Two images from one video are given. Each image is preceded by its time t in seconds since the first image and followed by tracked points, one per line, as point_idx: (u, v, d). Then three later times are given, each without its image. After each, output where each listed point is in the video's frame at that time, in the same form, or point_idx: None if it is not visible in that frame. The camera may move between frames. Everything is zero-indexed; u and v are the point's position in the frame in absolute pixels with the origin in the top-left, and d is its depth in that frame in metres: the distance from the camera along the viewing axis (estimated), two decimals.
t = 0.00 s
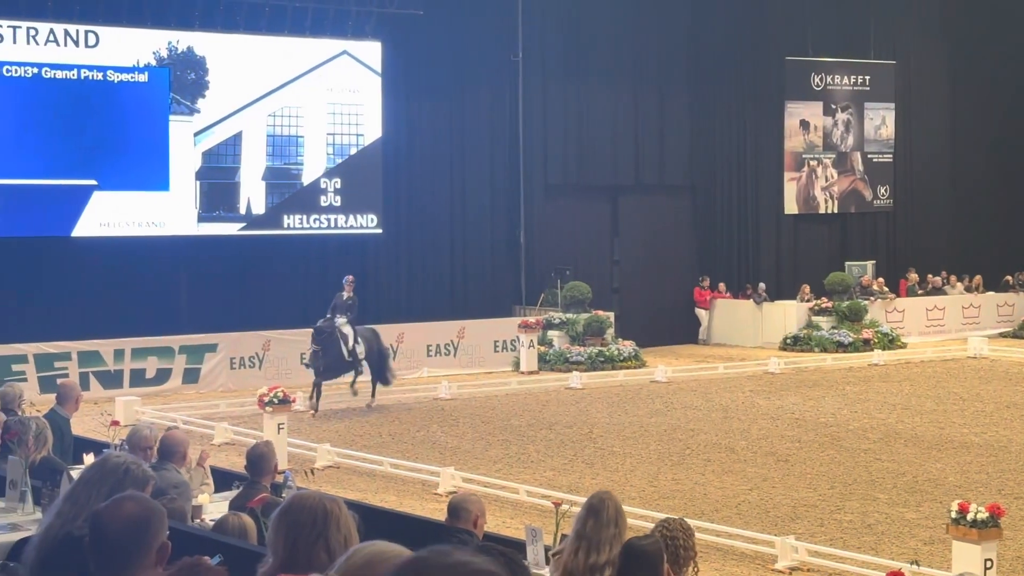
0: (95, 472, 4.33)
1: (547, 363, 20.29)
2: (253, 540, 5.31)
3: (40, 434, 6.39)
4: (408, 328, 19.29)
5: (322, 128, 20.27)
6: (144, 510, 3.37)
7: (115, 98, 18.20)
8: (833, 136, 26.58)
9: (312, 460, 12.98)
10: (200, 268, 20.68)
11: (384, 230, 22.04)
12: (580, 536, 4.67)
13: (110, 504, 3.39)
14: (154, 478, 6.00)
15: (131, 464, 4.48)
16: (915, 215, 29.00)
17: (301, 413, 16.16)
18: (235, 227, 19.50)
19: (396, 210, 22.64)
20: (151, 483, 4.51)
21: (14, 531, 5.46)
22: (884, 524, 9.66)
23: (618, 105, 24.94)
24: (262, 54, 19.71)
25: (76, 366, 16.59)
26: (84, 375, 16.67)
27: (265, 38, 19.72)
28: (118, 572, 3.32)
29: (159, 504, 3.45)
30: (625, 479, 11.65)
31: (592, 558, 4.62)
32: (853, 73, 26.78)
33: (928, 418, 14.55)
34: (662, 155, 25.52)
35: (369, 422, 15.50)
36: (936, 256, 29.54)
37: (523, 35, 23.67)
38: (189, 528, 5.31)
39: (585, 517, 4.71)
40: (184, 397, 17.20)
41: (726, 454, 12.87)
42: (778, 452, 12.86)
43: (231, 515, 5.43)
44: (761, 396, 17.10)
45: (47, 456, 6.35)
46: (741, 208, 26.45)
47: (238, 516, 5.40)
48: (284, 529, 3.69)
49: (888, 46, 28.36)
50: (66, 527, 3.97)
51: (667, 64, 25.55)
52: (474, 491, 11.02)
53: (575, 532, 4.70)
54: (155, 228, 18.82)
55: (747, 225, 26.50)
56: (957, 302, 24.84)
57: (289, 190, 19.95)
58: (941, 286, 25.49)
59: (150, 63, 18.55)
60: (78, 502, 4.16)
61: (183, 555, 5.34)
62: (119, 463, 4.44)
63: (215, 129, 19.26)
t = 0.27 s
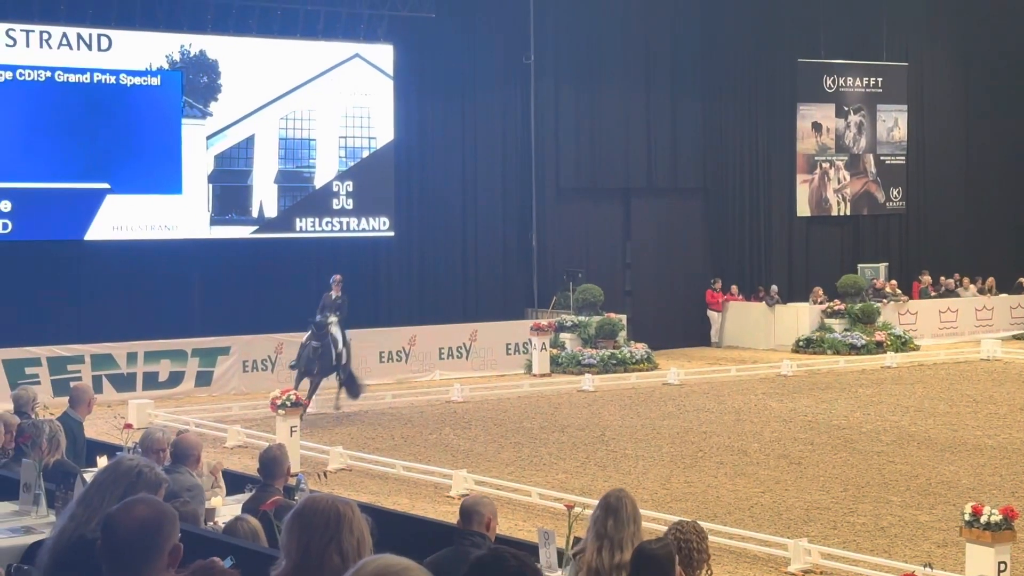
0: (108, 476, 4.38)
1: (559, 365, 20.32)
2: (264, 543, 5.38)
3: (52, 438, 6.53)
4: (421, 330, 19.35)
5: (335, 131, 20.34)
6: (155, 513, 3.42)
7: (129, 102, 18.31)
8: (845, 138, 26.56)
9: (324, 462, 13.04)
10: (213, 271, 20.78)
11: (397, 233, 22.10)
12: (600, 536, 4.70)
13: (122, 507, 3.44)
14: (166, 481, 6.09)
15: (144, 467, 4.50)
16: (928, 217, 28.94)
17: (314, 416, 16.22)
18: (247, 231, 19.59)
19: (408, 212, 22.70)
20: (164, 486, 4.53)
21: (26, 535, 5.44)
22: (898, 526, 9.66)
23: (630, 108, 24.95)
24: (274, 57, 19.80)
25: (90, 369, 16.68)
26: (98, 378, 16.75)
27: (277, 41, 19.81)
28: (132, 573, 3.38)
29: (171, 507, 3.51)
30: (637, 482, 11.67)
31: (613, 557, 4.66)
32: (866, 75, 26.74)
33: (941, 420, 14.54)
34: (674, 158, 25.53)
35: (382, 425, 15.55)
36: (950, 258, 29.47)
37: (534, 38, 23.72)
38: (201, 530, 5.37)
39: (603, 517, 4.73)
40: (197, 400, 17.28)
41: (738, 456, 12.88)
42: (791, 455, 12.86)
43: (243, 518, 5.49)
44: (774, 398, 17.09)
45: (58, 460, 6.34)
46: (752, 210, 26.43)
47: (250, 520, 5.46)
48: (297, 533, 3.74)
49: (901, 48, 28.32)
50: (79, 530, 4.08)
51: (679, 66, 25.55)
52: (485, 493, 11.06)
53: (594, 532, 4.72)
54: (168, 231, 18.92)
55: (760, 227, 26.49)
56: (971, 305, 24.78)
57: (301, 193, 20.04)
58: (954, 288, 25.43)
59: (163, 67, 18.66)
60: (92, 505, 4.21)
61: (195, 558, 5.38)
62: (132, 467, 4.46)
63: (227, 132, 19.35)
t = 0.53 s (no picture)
0: (110, 480, 4.38)
1: (562, 368, 20.32)
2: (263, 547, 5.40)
3: (55, 441, 6.57)
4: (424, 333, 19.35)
5: (338, 134, 20.36)
6: (156, 517, 3.42)
7: (132, 105, 18.34)
8: (848, 141, 26.53)
9: (328, 465, 13.05)
10: (216, 274, 20.79)
11: (399, 236, 22.11)
12: (609, 537, 4.70)
13: (124, 511, 3.45)
14: (169, 485, 6.11)
15: (146, 471, 4.51)
16: (932, 219, 28.92)
17: (317, 419, 16.23)
18: (250, 233, 19.60)
19: (411, 215, 22.71)
20: (165, 491, 4.51)
21: (29, 538, 5.44)
22: (901, 528, 9.65)
23: (632, 111, 24.96)
24: (277, 61, 19.84)
25: (93, 372, 16.69)
26: (101, 381, 16.77)
27: (280, 44, 19.84)
28: None
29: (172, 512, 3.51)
30: (640, 484, 11.66)
31: (622, 558, 4.66)
32: (868, 77, 26.74)
33: (945, 422, 14.53)
34: (677, 160, 25.52)
35: (385, 428, 15.56)
36: (953, 260, 29.45)
37: (537, 40, 23.73)
38: (203, 532, 5.38)
39: (612, 519, 4.74)
40: (200, 403, 17.29)
41: (742, 459, 12.87)
42: (794, 457, 12.85)
43: (244, 522, 5.50)
44: (777, 401, 17.08)
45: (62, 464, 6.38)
46: (755, 212, 26.42)
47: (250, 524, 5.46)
48: (301, 536, 3.74)
49: (903, 50, 28.32)
50: (81, 534, 4.11)
51: (681, 69, 25.55)
52: (488, 496, 11.06)
53: (603, 533, 4.72)
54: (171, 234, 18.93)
55: (763, 229, 26.47)
56: (974, 307, 24.76)
57: (305, 197, 20.06)
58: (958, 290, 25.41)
59: (166, 70, 18.68)
60: (94, 507, 4.22)
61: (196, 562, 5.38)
62: (133, 471, 4.46)
63: (230, 135, 19.37)
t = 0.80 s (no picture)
0: (106, 481, 4.35)
1: (560, 369, 20.31)
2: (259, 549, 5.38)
3: (53, 442, 6.54)
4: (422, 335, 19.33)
5: (335, 135, 20.35)
6: (153, 518, 3.42)
7: (128, 106, 18.32)
8: (845, 141, 26.53)
9: (326, 467, 13.04)
10: (213, 276, 20.79)
11: (397, 237, 22.11)
12: (613, 539, 4.70)
13: (120, 513, 3.44)
14: (166, 487, 6.09)
15: (142, 472, 4.47)
16: (929, 220, 28.93)
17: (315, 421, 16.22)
18: (248, 235, 19.59)
19: (408, 217, 22.71)
20: (163, 492, 4.49)
21: (28, 541, 5.43)
22: (899, 529, 9.65)
23: (630, 112, 24.96)
24: (274, 62, 19.83)
25: (90, 374, 16.68)
26: (99, 384, 16.75)
27: (276, 46, 19.83)
28: None
29: (170, 514, 3.51)
30: (639, 485, 11.66)
31: (626, 560, 4.66)
32: (866, 78, 26.74)
33: (943, 423, 14.53)
34: (674, 160, 25.52)
35: (383, 429, 15.55)
36: (951, 261, 29.46)
37: (533, 42, 23.73)
38: (200, 534, 5.36)
39: (616, 521, 4.73)
40: (198, 405, 17.27)
41: (740, 460, 12.87)
42: (792, 458, 12.85)
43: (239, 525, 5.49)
44: (775, 401, 17.08)
45: (60, 466, 6.36)
46: (753, 213, 26.43)
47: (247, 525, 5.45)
48: (298, 539, 3.73)
49: (901, 51, 28.33)
50: (78, 537, 4.10)
51: (678, 70, 25.56)
52: (486, 497, 11.05)
53: (607, 535, 4.71)
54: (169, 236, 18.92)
55: (760, 230, 26.49)
56: (972, 307, 24.76)
57: (303, 199, 20.05)
58: (955, 290, 25.43)
59: (163, 72, 18.66)
60: (90, 507, 4.21)
61: (193, 564, 5.37)
62: (129, 472, 4.42)
63: (227, 137, 19.35)
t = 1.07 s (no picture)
0: (97, 484, 4.34)
1: (553, 370, 20.31)
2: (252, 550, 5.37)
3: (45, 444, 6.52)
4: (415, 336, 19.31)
5: (327, 137, 20.32)
6: (144, 520, 3.40)
7: (120, 107, 18.27)
8: (838, 142, 26.57)
9: (319, 468, 13.02)
10: (205, 278, 20.75)
11: (390, 238, 22.08)
12: (608, 543, 4.69)
13: (111, 516, 3.43)
14: (158, 489, 6.07)
15: (133, 474, 4.48)
16: (921, 220, 28.98)
17: (308, 422, 16.21)
18: (240, 237, 19.56)
19: (401, 217, 22.69)
20: (154, 493, 4.51)
21: (18, 543, 5.41)
22: (892, 529, 9.66)
23: (622, 113, 24.97)
24: (266, 63, 19.80)
25: (82, 376, 16.63)
26: (91, 385, 16.70)
27: (269, 47, 19.80)
28: None
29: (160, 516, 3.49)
30: (632, 486, 11.66)
31: (619, 565, 4.66)
32: (858, 78, 26.81)
33: (935, 423, 14.55)
34: (667, 161, 25.55)
35: (376, 430, 15.54)
36: (943, 261, 29.53)
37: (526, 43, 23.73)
38: (192, 536, 5.35)
39: (613, 525, 4.72)
40: (190, 407, 17.23)
41: (733, 460, 12.88)
42: (785, 458, 12.86)
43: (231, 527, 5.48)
44: (767, 401, 17.10)
45: (52, 467, 6.35)
46: (746, 214, 26.46)
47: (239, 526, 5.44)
48: (290, 539, 3.72)
49: (892, 52, 28.40)
50: (68, 539, 4.06)
51: (671, 71, 25.58)
52: (479, 498, 11.04)
53: (602, 537, 4.71)
54: (161, 238, 18.87)
55: (753, 230, 26.52)
56: (964, 307, 24.82)
57: (295, 200, 20.02)
58: (947, 290, 25.49)
59: (155, 73, 18.62)
60: (79, 512, 4.19)
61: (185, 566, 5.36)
62: (120, 474, 4.44)
63: (220, 138, 19.32)
